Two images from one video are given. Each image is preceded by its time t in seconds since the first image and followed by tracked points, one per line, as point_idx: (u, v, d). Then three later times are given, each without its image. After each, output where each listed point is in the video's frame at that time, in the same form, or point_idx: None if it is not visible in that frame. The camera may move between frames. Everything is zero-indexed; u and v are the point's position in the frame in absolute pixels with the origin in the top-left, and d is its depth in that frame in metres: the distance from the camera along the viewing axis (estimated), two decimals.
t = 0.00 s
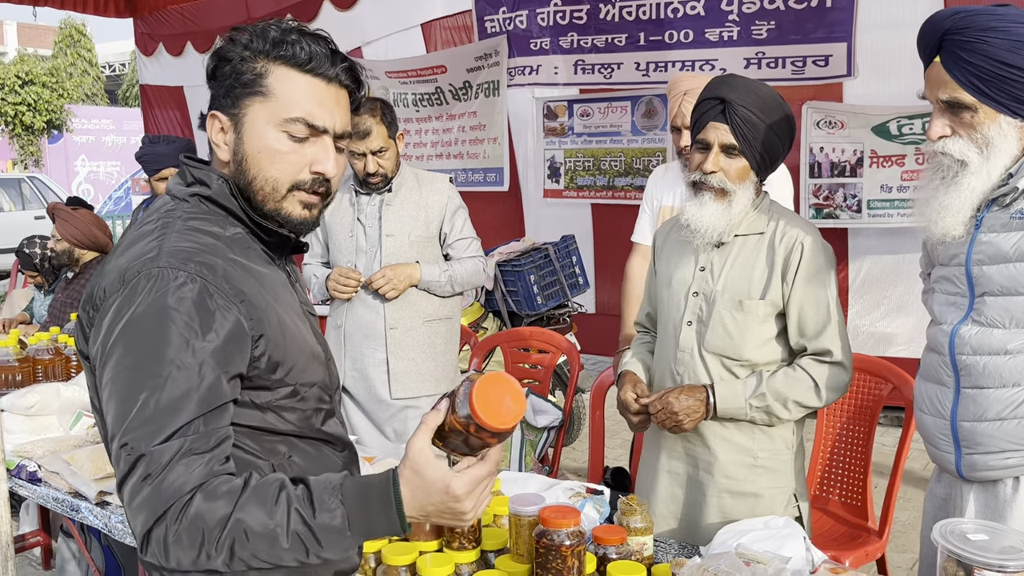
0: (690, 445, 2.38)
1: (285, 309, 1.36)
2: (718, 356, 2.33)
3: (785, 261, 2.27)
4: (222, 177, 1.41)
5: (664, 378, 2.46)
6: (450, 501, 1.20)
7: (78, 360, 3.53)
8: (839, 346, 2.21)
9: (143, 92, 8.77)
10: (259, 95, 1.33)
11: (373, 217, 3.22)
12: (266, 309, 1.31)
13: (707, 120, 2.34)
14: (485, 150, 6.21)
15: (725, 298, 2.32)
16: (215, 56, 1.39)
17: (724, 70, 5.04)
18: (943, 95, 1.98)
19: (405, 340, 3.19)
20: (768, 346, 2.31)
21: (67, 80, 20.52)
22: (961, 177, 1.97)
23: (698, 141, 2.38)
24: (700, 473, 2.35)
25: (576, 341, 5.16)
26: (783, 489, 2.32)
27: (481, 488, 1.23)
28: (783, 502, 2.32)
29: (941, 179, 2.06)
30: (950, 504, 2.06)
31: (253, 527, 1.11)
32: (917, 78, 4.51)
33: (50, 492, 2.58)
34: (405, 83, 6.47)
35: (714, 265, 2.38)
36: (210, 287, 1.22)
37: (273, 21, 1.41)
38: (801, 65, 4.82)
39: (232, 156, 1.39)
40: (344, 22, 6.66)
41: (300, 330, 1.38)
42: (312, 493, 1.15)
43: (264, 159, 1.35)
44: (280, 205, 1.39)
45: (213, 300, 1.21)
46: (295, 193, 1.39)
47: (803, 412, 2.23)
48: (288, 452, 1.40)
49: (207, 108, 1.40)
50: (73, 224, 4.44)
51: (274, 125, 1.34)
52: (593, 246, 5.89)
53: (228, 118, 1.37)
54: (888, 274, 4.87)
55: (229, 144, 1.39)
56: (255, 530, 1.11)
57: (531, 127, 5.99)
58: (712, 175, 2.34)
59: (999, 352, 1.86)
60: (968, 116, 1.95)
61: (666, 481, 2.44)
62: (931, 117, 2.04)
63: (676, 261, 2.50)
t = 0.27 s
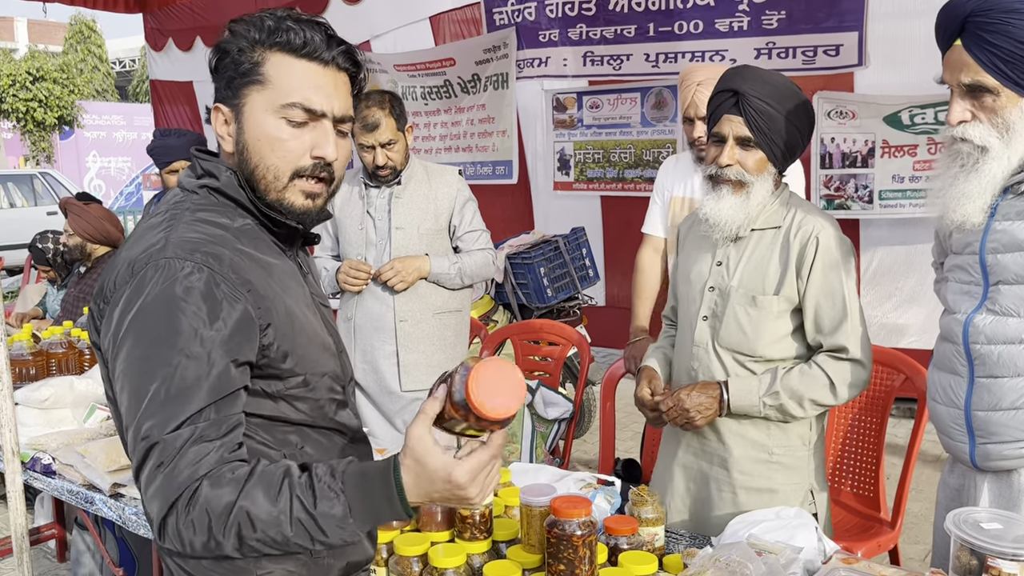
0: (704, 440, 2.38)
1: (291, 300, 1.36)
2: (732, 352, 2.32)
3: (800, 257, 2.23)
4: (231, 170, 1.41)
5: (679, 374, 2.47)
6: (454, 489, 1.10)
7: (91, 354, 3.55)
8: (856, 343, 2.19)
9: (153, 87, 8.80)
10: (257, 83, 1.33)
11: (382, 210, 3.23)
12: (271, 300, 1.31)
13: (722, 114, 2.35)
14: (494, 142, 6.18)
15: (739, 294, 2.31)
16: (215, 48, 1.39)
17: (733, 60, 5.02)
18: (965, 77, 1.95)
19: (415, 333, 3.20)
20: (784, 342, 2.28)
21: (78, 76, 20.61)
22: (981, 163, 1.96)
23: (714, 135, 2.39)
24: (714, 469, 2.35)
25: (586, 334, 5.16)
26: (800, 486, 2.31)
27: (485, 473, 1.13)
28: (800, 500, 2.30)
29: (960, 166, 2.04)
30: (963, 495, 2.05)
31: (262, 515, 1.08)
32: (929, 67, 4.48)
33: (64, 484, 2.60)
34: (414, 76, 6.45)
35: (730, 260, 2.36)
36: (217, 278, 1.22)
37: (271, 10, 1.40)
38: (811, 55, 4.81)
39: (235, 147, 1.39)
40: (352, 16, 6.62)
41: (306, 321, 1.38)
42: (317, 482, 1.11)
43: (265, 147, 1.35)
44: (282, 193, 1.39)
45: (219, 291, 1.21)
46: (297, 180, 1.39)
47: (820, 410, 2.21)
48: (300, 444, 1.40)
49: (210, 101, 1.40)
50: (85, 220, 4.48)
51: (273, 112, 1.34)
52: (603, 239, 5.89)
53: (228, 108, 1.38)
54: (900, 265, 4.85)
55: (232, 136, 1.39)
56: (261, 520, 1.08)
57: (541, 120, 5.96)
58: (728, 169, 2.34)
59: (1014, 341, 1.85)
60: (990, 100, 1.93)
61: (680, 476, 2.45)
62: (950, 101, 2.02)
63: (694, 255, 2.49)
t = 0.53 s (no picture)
0: (705, 429, 2.37)
1: (300, 287, 1.38)
2: (733, 341, 2.31)
3: (804, 247, 2.24)
4: (234, 165, 1.41)
5: (678, 364, 2.46)
6: (524, 428, 1.29)
7: (103, 349, 3.58)
8: (858, 332, 2.18)
9: (162, 83, 8.81)
10: (252, 76, 1.33)
11: (391, 204, 3.22)
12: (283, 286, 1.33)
13: (722, 103, 2.32)
14: (502, 137, 6.19)
15: (742, 284, 2.30)
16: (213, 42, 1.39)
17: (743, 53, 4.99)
18: (981, 67, 1.93)
19: (424, 327, 3.20)
20: (786, 331, 2.28)
21: (88, 73, 20.68)
22: (996, 153, 1.94)
23: (713, 124, 2.37)
24: (715, 457, 2.35)
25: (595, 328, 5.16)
26: (797, 475, 2.32)
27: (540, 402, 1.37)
28: (797, 489, 2.31)
29: (975, 158, 2.02)
30: (976, 488, 2.04)
31: (343, 478, 1.15)
32: (941, 58, 4.45)
33: (77, 478, 2.62)
34: (422, 71, 6.41)
35: (731, 250, 2.36)
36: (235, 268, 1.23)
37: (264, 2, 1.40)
38: (822, 47, 4.74)
39: (234, 140, 1.39)
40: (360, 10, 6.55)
41: (317, 309, 1.41)
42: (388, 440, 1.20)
43: (261, 140, 1.35)
44: (281, 185, 1.39)
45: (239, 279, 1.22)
46: (297, 172, 1.39)
47: (821, 398, 2.21)
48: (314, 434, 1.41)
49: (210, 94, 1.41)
50: (96, 215, 4.50)
51: (269, 104, 1.33)
52: (612, 233, 5.88)
53: (228, 102, 1.38)
54: (911, 258, 4.82)
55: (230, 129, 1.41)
56: (345, 483, 1.15)
57: (549, 115, 5.96)
58: (728, 158, 2.32)
59: None
60: (1006, 89, 1.91)
61: (679, 463, 2.44)
62: (965, 91, 2.00)
63: (694, 245, 2.48)
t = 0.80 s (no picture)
0: (704, 420, 2.36)
1: (319, 275, 1.45)
2: (731, 332, 2.31)
3: (798, 239, 2.26)
4: (245, 165, 1.41)
5: (673, 356, 2.43)
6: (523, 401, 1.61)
7: (112, 346, 3.59)
8: (851, 318, 2.22)
9: (170, 81, 8.84)
10: (256, 75, 1.34)
11: (398, 200, 3.23)
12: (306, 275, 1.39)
13: (710, 98, 2.30)
14: (509, 133, 6.15)
15: (739, 276, 2.30)
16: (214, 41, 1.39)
17: (751, 47, 4.98)
18: (991, 59, 1.92)
19: (431, 324, 3.21)
20: (781, 322, 2.30)
21: (96, 71, 20.75)
22: (1005, 146, 1.93)
23: (701, 118, 2.34)
24: (714, 447, 2.34)
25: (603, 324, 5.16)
26: (796, 460, 2.33)
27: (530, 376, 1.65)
28: (797, 474, 2.32)
29: (982, 150, 2.01)
30: (984, 483, 2.03)
31: (395, 457, 1.32)
32: (950, 52, 4.43)
33: (86, 474, 2.64)
34: (428, 67, 6.40)
35: (724, 243, 2.35)
36: (269, 266, 1.28)
37: None
38: (829, 41, 4.77)
39: (240, 140, 1.40)
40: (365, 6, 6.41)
41: (334, 294, 1.47)
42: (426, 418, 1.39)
43: (269, 139, 1.36)
44: (292, 183, 1.39)
45: (274, 279, 1.27)
46: (306, 172, 1.39)
47: (817, 385, 2.22)
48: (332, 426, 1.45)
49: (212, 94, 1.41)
50: (104, 213, 4.50)
51: (274, 103, 1.34)
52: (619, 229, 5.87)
53: (231, 102, 1.39)
54: (920, 253, 4.81)
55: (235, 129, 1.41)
56: (396, 461, 1.33)
57: (556, 111, 5.93)
58: (717, 153, 2.30)
59: None
60: (1015, 81, 1.90)
61: (676, 454, 2.42)
62: (974, 84, 1.99)
63: (684, 238, 2.46)
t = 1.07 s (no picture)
0: (706, 418, 2.36)
1: (331, 272, 1.46)
2: (732, 330, 2.31)
3: (789, 233, 2.27)
4: (256, 165, 1.42)
5: (672, 356, 2.42)
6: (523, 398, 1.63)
7: (118, 345, 3.61)
8: (845, 309, 2.25)
9: (175, 79, 8.85)
10: (269, 78, 1.34)
11: (404, 199, 3.23)
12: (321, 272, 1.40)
13: (694, 102, 2.30)
14: (514, 131, 6.17)
15: (735, 274, 2.30)
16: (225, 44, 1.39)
17: (756, 45, 4.96)
18: (993, 57, 1.91)
19: (436, 322, 3.21)
20: (777, 316, 2.32)
21: (101, 69, 20.79)
22: (1009, 144, 1.92)
23: (686, 122, 2.35)
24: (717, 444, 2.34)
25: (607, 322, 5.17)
26: (797, 456, 2.33)
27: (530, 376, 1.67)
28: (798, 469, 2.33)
29: (985, 148, 2.00)
30: (989, 481, 2.03)
31: (415, 453, 1.34)
32: (955, 49, 4.41)
33: (93, 473, 2.66)
34: (433, 65, 6.40)
35: (716, 243, 2.34)
36: (290, 265, 1.29)
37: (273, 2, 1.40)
38: (834, 38, 4.73)
39: (251, 142, 1.40)
40: (369, 4, 6.48)
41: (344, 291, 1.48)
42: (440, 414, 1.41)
43: (283, 142, 1.36)
44: (304, 186, 1.39)
45: (295, 278, 1.29)
46: (318, 174, 1.40)
47: (815, 376, 2.25)
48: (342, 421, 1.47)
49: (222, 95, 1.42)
50: (111, 212, 4.51)
51: (288, 106, 1.35)
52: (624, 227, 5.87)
53: (243, 104, 1.39)
54: (925, 250, 4.79)
55: (246, 130, 1.41)
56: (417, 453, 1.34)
57: (560, 108, 5.95)
58: (704, 156, 2.31)
59: None
60: (1018, 79, 1.89)
61: (680, 453, 2.42)
62: (977, 82, 1.98)
63: (674, 240, 2.44)
